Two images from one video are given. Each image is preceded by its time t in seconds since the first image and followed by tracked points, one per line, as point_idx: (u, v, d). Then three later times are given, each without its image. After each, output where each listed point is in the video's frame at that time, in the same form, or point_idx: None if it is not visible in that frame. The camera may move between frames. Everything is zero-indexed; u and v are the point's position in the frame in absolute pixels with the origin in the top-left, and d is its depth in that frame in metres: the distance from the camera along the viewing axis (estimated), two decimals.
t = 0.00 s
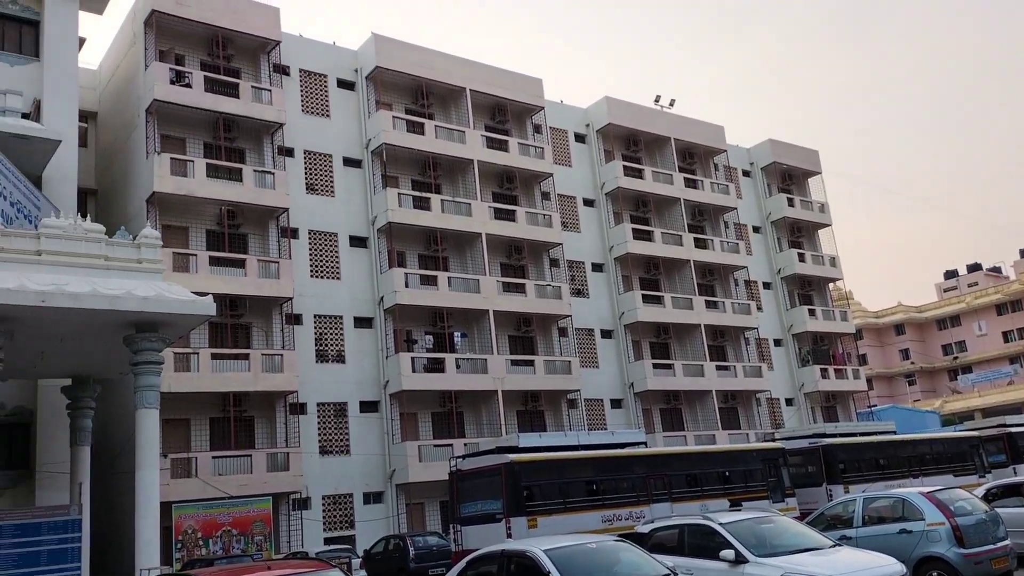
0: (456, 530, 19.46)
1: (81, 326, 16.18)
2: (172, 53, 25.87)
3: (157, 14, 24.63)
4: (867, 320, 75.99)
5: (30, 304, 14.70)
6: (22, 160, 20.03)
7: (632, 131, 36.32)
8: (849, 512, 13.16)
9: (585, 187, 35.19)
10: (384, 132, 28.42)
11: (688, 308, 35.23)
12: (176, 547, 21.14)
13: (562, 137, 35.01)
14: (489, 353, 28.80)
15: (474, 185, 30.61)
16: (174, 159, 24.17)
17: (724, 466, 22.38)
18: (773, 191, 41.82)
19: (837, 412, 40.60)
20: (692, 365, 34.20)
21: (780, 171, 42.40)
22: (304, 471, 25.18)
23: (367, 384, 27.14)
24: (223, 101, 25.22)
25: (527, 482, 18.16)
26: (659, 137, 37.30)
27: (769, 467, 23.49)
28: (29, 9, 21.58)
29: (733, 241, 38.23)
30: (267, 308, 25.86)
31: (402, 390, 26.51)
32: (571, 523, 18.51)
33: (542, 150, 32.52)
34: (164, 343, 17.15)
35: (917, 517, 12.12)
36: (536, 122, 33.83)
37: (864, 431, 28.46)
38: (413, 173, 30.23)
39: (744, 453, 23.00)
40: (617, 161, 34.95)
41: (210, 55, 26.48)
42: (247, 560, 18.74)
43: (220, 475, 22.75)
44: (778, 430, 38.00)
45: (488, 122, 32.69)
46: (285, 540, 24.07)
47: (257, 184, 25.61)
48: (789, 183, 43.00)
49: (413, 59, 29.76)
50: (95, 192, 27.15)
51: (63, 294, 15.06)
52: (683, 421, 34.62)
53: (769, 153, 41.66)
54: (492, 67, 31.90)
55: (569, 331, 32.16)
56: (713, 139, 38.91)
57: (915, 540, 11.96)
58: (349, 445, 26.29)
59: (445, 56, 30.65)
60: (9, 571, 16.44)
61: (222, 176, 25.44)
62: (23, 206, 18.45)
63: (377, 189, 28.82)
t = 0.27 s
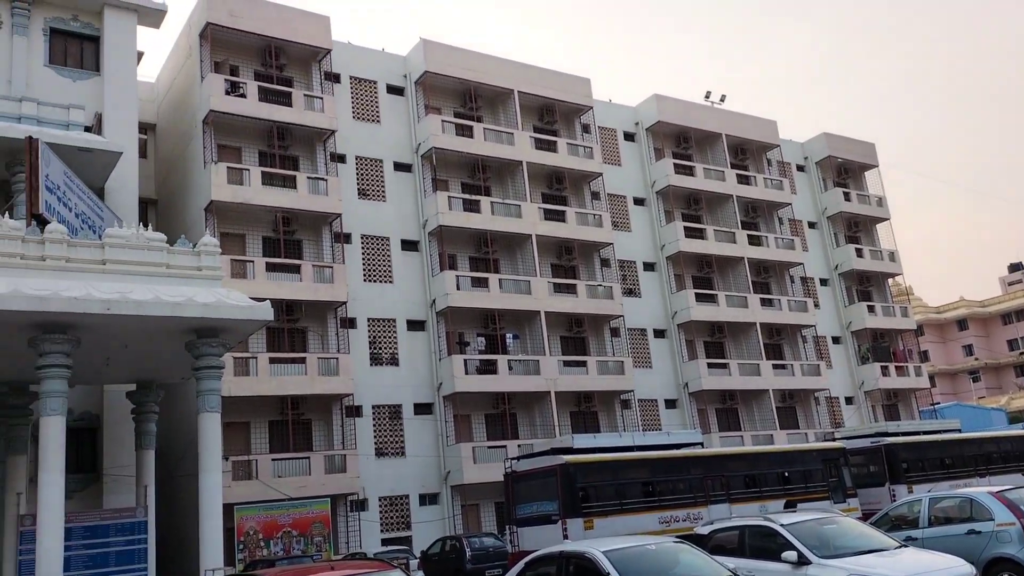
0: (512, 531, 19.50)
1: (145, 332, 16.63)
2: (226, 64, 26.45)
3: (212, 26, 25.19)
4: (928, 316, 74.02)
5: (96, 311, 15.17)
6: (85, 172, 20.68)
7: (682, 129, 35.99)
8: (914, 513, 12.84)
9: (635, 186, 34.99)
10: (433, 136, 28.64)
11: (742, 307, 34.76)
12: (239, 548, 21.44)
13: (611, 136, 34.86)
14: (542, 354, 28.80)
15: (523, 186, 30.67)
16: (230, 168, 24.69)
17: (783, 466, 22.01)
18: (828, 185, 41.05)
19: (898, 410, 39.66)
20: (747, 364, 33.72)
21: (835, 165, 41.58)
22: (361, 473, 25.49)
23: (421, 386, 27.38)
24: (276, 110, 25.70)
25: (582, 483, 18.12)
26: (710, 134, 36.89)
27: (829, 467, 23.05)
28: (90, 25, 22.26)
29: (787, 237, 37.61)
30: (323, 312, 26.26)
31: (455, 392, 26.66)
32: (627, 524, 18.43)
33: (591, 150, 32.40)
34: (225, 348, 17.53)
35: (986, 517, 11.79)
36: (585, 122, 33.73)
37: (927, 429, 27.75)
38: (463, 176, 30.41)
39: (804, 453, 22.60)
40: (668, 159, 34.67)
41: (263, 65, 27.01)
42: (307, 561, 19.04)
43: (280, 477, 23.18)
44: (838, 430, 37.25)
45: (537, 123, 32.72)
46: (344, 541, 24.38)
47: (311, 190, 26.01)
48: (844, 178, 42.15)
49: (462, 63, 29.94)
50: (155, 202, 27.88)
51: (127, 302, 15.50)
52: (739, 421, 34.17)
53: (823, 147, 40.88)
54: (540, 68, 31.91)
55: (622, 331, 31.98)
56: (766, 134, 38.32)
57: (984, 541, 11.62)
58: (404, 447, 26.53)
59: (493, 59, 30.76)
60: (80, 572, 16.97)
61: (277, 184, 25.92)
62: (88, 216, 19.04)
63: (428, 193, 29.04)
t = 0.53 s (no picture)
0: (561, 531, 19.49)
1: (199, 336, 16.99)
2: (273, 72, 26.90)
3: (258, 35, 25.63)
4: (983, 310, 72.16)
5: (152, 317, 15.54)
6: (139, 181, 21.19)
7: (727, 125, 35.61)
8: (974, 512, 12.56)
9: (679, 183, 34.72)
10: (476, 138, 28.76)
11: (791, 304, 34.27)
12: (291, 548, 22.12)
13: (655, 134, 34.63)
14: (588, 354, 28.73)
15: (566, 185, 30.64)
16: (278, 174, 25.09)
17: (836, 465, 21.66)
18: (877, 179, 40.26)
19: (954, 407, 38.75)
20: (797, 361, 33.24)
21: (884, 158, 40.77)
22: (410, 474, 25.70)
23: (468, 387, 27.51)
24: (322, 116, 26.05)
25: (632, 483, 18.04)
26: (755, 129, 36.44)
27: (884, 466, 22.63)
28: (141, 37, 22.81)
29: (836, 232, 36.98)
30: (370, 314, 26.55)
31: (501, 392, 26.73)
32: (677, 525, 18.30)
33: (634, 148, 32.22)
34: (276, 351, 17.82)
35: None
36: (627, 120, 33.56)
37: (984, 427, 27.07)
38: (506, 177, 30.50)
39: (857, 452, 22.20)
40: (712, 156, 34.33)
41: (308, 71, 27.40)
42: (359, 560, 19.26)
43: (330, 478, 23.48)
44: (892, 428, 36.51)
45: (579, 122, 32.65)
46: (394, 541, 24.62)
47: (357, 194, 26.31)
48: (894, 171, 41.31)
49: (504, 64, 30.03)
50: (206, 208, 28.44)
51: (182, 307, 15.86)
52: (790, 420, 33.70)
53: (872, 140, 40.11)
54: (582, 68, 31.84)
55: (668, 330, 31.76)
56: (812, 128, 37.71)
57: None
58: (452, 448, 26.69)
59: (534, 59, 30.79)
60: (139, 571, 17.39)
61: (323, 189, 26.28)
62: (142, 224, 19.52)
63: (471, 195, 29.18)
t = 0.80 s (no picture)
0: (606, 532, 19.40)
1: (245, 338, 17.26)
2: (314, 77, 27.23)
3: (299, 41, 25.96)
4: None
5: (201, 320, 15.82)
6: (186, 187, 21.61)
7: (768, 120, 35.18)
8: None
9: (721, 180, 34.38)
10: (515, 138, 28.79)
11: (836, 300, 33.75)
12: (338, 547, 22.53)
13: (695, 130, 34.34)
14: (630, 353, 28.59)
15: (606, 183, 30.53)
16: (320, 178, 25.38)
17: (886, 464, 21.27)
18: (924, 172, 39.45)
19: (1007, 405, 37.82)
20: (843, 359, 32.71)
21: (931, 151, 39.93)
22: (453, 473, 25.84)
23: (509, 387, 27.55)
24: (362, 119, 26.30)
25: (677, 482, 17.91)
26: (797, 123, 35.94)
27: (935, 465, 22.17)
28: (185, 45, 23.24)
29: (882, 227, 36.32)
30: (411, 315, 26.74)
31: (543, 392, 26.72)
32: (723, 525, 18.14)
33: (674, 145, 31.98)
34: (320, 352, 18.04)
35: None
36: (667, 117, 33.32)
37: None
38: (545, 177, 30.50)
39: (907, 451, 21.78)
40: (754, 151, 33.94)
41: (348, 75, 27.69)
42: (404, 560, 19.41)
43: (375, 477, 23.69)
44: (942, 426, 35.75)
45: (618, 120, 32.51)
46: (438, 541, 24.77)
47: (397, 196, 26.51)
48: (942, 163, 40.44)
49: (542, 64, 30.02)
50: (250, 213, 28.87)
51: (229, 310, 16.12)
52: (837, 418, 33.20)
53: (919, 132, 39.30)
54: (621, 65, 31.70)
55: (711, 329, 31.48)
56: (856, 122, 37.07)
57: None
58: (495, 447, 26.76)
59: (572, 58, 30.73)
60: (190, 569, 17.71)
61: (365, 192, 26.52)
62: (189, 229, 19.90)
63: (511, 195, 29.22)
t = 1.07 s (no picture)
0: (658, 533, 19.24)
1: (299, 341, 17.54)
2: (362, 82, 27.57)
3: (347, 47, 26.31)
4: None
5: (256, 322, 16.13)
6: (239, 192, 22.04)
7: (819, 115, 34.60)
8: None
9: (771, 177, 33.91)
10: (561, 138, 28.78)
11: (892, 298, 33.04)
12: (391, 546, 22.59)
13: (745, 127, 33.93)
14: (680, 353, 28.36)
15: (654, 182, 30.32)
16: (369, 181, 25.66)
17: (946, 465, 20.76)
18: (983, 166, 38.41)
19: None
20: (900, 358, 31.99)
21: (989, 144, 38.85)
22: (504, 474, 25.91)
23: (558, 388, 27.53)
24: (410, 123, 26.54)
25: (730, 484, 17.71)
26: (849, 118, 35.27)
27: (997, 465, 21.57)
28: (238, 54, 23.72)
29: (939, 223, 35.45)
30: (460, 316, 26.89)
31: (593, 393, 26.65)
32: (778, 527, 17.88)
33: (723, 143, 31.63)
34: (372, 353, 18.25)
35: None
36: (715, 115, 32.97)
37: None
38: (593, 177, 30.43)
39: (968, 451, 21.23)
40: (805, 147, 33.40)
41: (396, 80, 27.98)
42: (456, 560, 19.52)
43: (426, 478, 23.88)
44: (1004, 426, 34.75)
45: (666, 118, 32.28)
46: (490, 541, 24.84)
47: (445, 198, 26.70)
48: (1001, 156, 39.33)
49: (588, 64, 29.96)
50: (301, 217, 29.34)
51: (283, 313, 16.40)
52: (894, 418, 32.50)
53: (976, 125, 38.27)
54: (667, 63, 31.47)
55: (763, 328, 31.06)
56: (911, 115, 36.24)
57: None
58: (544, 448, 26.77)
59: (619, 57, 30.61)
60: (247, 568, 18.07)
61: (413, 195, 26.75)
62: (244, 234, 20.30)
63: (558, 195, 29.21)
